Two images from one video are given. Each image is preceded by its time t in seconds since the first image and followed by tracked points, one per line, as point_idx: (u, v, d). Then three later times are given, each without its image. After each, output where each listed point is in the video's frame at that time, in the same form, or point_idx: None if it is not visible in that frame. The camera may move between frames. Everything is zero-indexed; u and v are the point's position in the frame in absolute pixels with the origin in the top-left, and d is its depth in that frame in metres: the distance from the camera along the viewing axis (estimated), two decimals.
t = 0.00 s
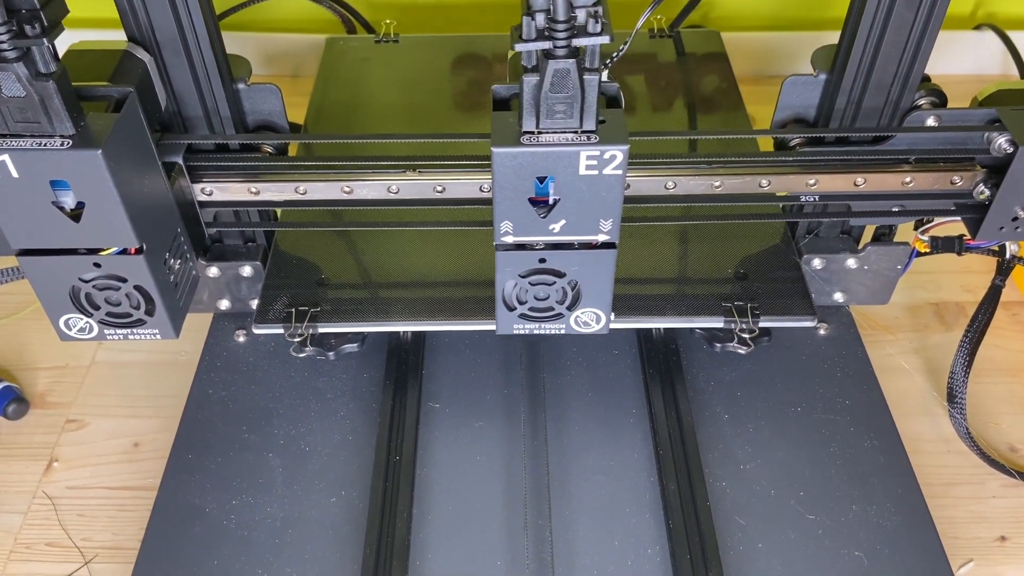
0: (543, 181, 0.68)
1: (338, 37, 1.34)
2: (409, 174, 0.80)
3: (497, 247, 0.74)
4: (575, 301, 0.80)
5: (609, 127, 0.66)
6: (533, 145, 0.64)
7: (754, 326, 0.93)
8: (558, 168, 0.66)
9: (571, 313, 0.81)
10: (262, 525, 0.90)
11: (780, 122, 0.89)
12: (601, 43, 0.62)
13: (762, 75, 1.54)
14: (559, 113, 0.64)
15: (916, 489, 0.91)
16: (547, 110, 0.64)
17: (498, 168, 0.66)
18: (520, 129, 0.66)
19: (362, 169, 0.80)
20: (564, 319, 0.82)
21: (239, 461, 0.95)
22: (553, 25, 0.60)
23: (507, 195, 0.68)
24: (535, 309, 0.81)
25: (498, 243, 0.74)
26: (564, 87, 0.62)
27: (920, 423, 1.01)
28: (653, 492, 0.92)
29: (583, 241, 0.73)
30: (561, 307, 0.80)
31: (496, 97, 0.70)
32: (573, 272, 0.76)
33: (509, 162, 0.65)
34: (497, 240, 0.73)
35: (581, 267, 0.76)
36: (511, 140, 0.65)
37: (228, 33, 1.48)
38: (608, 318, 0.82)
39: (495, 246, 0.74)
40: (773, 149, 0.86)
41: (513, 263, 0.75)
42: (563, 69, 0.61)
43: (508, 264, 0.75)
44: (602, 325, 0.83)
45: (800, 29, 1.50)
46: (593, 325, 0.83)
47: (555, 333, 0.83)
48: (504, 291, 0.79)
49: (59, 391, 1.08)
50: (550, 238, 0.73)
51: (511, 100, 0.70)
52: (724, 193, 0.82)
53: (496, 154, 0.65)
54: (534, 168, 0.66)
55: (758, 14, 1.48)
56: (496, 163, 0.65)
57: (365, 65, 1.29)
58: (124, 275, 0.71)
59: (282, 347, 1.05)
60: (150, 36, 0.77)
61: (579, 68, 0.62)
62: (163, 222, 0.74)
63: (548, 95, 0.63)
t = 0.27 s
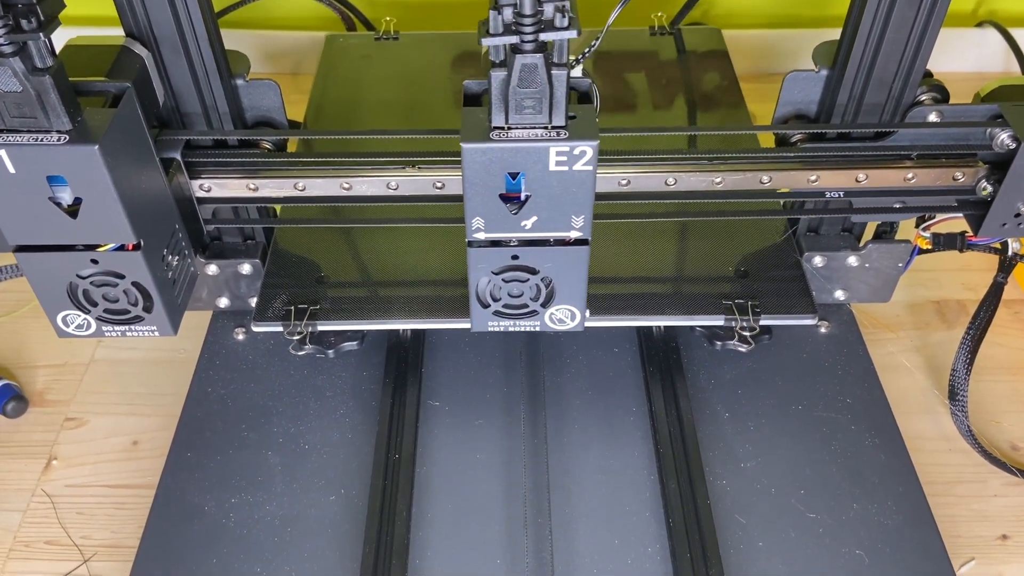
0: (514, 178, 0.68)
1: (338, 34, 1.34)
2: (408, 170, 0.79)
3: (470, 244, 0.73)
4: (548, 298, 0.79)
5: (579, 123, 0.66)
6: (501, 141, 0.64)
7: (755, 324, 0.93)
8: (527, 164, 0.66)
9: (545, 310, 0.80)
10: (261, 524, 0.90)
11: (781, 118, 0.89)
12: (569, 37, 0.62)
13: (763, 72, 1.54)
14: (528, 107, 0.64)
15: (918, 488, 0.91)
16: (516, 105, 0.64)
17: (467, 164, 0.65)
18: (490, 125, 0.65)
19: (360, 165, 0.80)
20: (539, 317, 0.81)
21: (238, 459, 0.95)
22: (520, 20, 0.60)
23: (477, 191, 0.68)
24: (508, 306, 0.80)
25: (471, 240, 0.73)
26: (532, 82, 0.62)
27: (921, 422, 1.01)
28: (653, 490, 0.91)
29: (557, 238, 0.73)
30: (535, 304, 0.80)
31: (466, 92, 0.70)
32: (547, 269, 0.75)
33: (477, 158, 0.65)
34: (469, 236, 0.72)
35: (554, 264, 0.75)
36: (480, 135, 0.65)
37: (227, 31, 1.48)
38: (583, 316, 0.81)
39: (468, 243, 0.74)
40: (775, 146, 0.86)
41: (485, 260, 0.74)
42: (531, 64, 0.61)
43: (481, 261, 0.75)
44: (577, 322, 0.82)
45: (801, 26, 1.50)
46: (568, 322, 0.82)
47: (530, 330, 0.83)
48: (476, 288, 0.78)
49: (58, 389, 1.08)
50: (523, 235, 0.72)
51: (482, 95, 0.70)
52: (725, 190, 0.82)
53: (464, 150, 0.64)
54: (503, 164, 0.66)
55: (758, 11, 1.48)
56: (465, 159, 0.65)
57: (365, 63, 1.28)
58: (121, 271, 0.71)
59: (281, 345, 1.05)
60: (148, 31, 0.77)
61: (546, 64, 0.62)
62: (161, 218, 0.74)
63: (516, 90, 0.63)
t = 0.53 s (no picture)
0: (487, 172, 0.67)
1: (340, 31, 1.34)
2: (411, 165, 0.79)
3: (444, 238, 0.73)
4: (523, 294, 0.78)
5: (550, 117, 0.65)
6: (472, 134, 0.64)
7: (760, 321, 0.92)
8: (498, 159, 0.65)
9: (521, 305, 0.80)
10: (262, 521, 0.89)
11: (786, 113, 0.88)
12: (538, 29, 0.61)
13: (765, 69, 1.54)
14: (497, 100, 0.63)
15: (923, 485, 0.90)
16: (484, 97, 0.63)
17: (438, 158, 0.65)
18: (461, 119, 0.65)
19: (362, 160, 0.80)
20: (515, 313, 0.80)
21: (240, 456, 0.94)
22: (488, 10, 0.60)
23: (450, 186, 0.67)
24: (484, 302, 0.79)
25: (444, 235, 0.73)
26: (502, 75, 0.62)
27: (926, 419, 1.00)
28: (657, 488, 0.91)
29: (531, 233, 0.72)
30: (510, 299, 0.79)
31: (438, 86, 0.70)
32: (522, 265, 0.75)
33: (448, 152, 0.65)
34: (442, 232, 0.72)
35: (530, 259, 0.74)
36: (451, 129, 0.64)
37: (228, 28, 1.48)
38: (559, 313, 0.80)
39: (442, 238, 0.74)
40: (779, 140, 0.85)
41: (459, 255, 0.74)
42: (499, 57, 0.61)
43: (455, 256, 0.74)
44: (553, 318, 0.81)
45: (804, 22, 1.49)
46: (545, 318, 0.81)
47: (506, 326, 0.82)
48: (451, 284, 0.77)
49: (59, 386, 1.08)
50: (496, 230, 0.72)
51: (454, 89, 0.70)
52: (730, 185, 0.81)
53: (435, 144, 0.64)
54: (474, 158, 0.65)
55: (762, 7, 1.47)
56: (436, 153, 0.65)
57: (367, 59, 1.28)
58: (122, 266, 0.71)
59: (283, 342, 1.05)
60: (149, 24, 0.76)
61: (515, 57, 0.61)
62: (162, 212, 0.74)
63: (485, 82, 0.62)
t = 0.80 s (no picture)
0: (461, 166, 0.67)
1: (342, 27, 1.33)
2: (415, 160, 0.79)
3: (419, 234, 0.73)
4: (500, 289, 0.78)
5: (522, 110, 0.65)
6: (443, 128, 0.63)
7: (765, 317, 0.92)
8: (471, 152, 0.64)
9: (498, 301, 0.79)
10: (265, 518, 0.89)
11: (791, 107, 0.88)
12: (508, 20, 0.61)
13: (768, 65, 1.53)
14: (468, 93, 0.63)
15: (929, 483, 0.90)
16: (456, 90, 0.63)
17: (409, 152, 0.64)
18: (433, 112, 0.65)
19: (365, 155, 0.79)
20: (492, 309, 0.80)
21: (243, 453, 0.94)
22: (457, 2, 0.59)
23: (422, 180, 0.67)
24: (460, 297, 0.79)
25: (417, 230, 0.72)
26: (472, 67, 0.62)
27: (932, 416, 1.00)
28: (661, 485, 0.90)
29: (507, 227, 0.72)
30: (486, 295, 0.78)
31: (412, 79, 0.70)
32: (496, 259, 0.74)
33: (420, 146, 0.64)
34: (415, 226, 0.71)
35: (505, 254, 0.74)
36: (422, 123, 0.64)
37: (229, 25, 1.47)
38: (536, 308, 0.80)
39: (416, 233, 0.73)
40: (785, 134, 0.85)
41: (434, 249, 0.73)
42: (469, 49, 0.61)
43: (429, 251, 0.73)
44: (531, 313, 0.80)
45: (808, 18, 1.48)
46: (523, 314, 0.81)
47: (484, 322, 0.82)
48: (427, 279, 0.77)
49: (61, 383, 1.08)
50: (471, 224, 0.71)
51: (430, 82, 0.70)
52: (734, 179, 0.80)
53: (405, 138, 0.63)
54: (446, 152, 0.65)
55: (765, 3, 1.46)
56: (407, 147, 0.64)
57: (370, 55, 1.27)
58: (123, 261, 0.70)
59: (286, 339, 1.04)
60: (151, 18, 0.76)
61: (485, 48, 0.61)
62: (163, 207, 0.74)
63: (456, 75, 0.62)
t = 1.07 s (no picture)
0: (434, 167, 0.67)
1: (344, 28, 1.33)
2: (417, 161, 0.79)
3: (394, 234, 0.72)
4: (476, 290, 0.78)
5: (494, 111, 0.65)
6: (414, 128, 0.63)
7: (766, 317, 0.92)
8: (443, 153, 0.64)
9: (474, 302, 0.79)
10: (267, 519, 0.89)
11: (793, 107, 0.88)
12: (478, 21, 0.61)
13: (770, 64, 1.53)
14: (439, 93, 0.63)
15: (931, 483, 0.90)
16: (427, 90, 0.63)
17: (381, 153, 0.64)
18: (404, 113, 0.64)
19: (368, 155, 0.79)
20: (469, 309, 0.80)
21: (245, 454, 0.94)
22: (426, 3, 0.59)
23: (395, 181, 0.67)
24: (437, 298, 0.79)
25: (392, 230, 0.72)
26: (442, 68, 0.61)
27: (934, 416, 1.00)
28: (664, 486, 0.90)
29: (481, 228, 0.72)
30: (462, 296, 0.78)
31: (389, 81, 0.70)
32: (471, 260, 0.74)
33: (391, 147, 0.64)
34: (389, 227, 0.71)
35: (479, 254, 0.74)
36: (394, 123, 0.64)
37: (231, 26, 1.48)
38: (513, 309, 0.80)
39: (391, 233, 0.73)
40: (787, 134, 0.85)
41: (409, 250, 0.73)
42: (439, 50, 0.61)
43: (405, 252, 0.73)
44: (508, 313, 0.80)
45: (810, 18, 1.48)
46: (499, 314, 0.81)
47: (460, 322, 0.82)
48: (403, 280, 0.77)
49: (64, 384, 1.08)
50: (447, 225, 0.71)
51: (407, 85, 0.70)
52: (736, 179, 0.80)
53: (377, 138, 0.63)
54: (417, 153, 0.64)
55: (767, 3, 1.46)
56: (379, 148, 0.64)
57: (371, 56, 1.27)
58: (126, 262, 0.70)
59: (288, 340, 1.04)
60: (153, 19, 0.76)
61: (454, 50, 0.61)
62: (167, 206, 0.74)
63: (427, 75, 0.62)
